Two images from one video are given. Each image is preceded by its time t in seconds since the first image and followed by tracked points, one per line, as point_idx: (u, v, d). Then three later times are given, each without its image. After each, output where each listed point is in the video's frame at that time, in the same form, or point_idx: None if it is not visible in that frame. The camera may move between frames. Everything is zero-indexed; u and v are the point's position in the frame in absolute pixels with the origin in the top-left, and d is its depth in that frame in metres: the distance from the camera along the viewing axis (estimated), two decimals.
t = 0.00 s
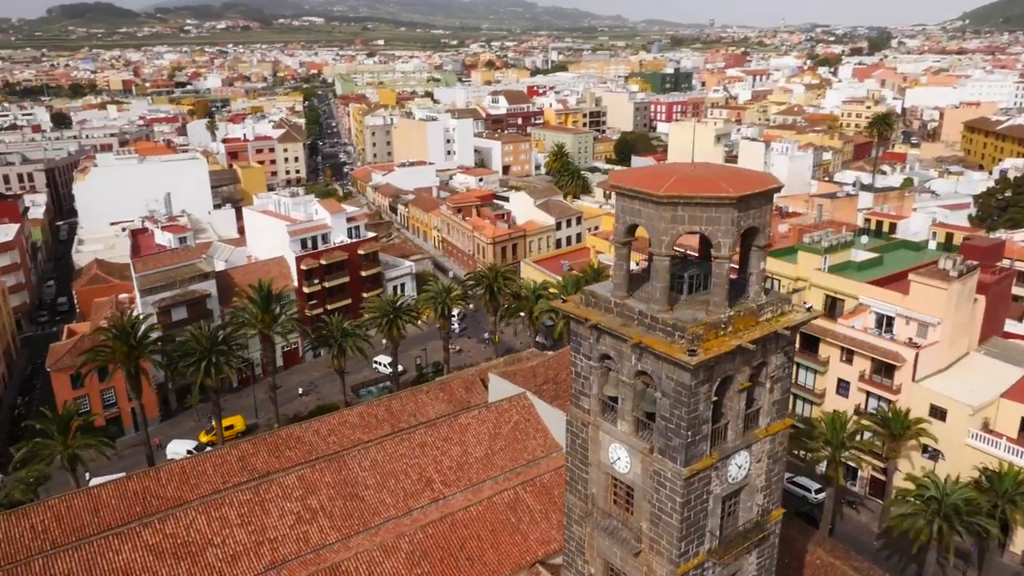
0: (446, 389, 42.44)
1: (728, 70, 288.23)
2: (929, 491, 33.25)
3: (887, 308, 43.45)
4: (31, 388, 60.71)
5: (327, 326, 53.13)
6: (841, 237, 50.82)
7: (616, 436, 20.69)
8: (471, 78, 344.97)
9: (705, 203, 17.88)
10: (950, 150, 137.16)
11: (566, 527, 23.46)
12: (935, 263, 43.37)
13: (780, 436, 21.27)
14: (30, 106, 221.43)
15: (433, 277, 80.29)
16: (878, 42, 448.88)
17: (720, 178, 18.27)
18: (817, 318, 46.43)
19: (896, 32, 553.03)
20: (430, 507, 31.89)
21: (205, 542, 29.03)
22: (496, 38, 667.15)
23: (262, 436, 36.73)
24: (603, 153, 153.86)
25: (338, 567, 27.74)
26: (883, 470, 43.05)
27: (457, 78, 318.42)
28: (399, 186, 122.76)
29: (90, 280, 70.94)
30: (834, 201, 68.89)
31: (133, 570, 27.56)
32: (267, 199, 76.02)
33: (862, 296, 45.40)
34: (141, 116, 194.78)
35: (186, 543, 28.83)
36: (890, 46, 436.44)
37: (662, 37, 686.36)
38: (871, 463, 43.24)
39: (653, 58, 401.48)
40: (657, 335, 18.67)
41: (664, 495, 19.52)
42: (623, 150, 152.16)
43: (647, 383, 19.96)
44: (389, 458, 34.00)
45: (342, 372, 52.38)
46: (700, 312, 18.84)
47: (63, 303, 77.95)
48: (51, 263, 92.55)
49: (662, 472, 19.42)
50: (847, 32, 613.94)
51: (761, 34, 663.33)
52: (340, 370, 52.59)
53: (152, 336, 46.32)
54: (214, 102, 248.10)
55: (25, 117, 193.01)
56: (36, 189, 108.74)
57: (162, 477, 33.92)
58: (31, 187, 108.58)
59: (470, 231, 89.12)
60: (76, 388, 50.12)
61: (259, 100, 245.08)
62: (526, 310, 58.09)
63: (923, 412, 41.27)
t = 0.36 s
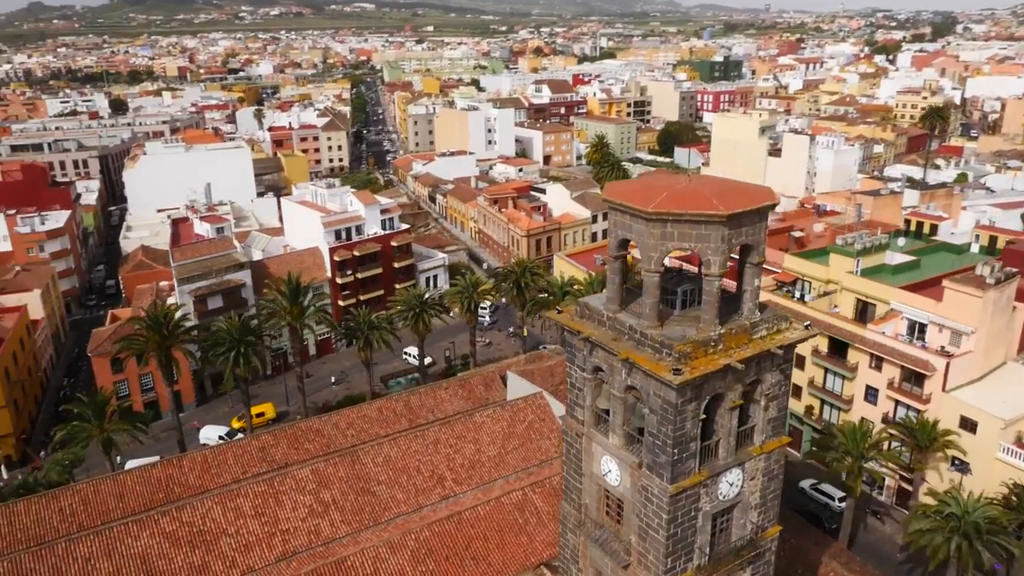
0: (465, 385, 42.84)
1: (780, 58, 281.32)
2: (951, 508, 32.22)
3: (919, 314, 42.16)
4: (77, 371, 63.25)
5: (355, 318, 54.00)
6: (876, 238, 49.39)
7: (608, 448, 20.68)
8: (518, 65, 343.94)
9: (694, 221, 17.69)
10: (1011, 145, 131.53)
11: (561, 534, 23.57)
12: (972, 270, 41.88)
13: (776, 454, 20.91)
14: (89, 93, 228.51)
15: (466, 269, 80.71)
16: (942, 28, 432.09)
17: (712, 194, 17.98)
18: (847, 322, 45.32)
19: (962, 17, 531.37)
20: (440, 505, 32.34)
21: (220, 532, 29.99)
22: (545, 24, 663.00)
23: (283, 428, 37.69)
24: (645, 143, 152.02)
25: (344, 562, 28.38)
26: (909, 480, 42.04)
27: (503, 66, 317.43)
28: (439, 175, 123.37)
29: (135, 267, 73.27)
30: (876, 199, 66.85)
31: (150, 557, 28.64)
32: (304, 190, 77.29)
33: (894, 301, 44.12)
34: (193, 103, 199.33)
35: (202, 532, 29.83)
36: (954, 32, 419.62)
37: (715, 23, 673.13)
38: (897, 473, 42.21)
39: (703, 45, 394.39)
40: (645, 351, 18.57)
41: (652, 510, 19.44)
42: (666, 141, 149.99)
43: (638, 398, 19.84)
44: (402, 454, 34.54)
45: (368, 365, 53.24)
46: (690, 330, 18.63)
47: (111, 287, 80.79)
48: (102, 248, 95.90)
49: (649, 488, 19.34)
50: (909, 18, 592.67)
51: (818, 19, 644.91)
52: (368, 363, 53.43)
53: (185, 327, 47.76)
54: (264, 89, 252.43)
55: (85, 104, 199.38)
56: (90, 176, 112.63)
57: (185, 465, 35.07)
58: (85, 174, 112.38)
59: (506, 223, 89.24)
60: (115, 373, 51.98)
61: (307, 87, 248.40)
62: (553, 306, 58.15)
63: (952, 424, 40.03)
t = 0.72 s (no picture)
0: (483, 382, 43.27)
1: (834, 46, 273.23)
2: (969, 526, 31.37)
3: (949, 322, 40.95)
4: (119, 354, 65.65)
5: (381, 311, 54.79)
6: (910, 242, 48.04)
7: (597, 460, 20.76)
8: (565, 52, 341.44)
9: (681, 239, 17.58)
10: None
11: (556, 540, 23.78)
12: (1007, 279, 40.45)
13: (768, 471, 20.67)
14: (145, 79, 234.95)
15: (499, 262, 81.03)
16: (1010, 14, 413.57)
17: (700, 211, 17.83)
18: (875, 328, 44.26)
19: None
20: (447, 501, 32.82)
21: (234, 521, 31.00)
22: (594, 11, 655.87)
23: (303, 419, 38.63)
24: (689, 134, 149.68)
25: (350, 555, 29.06)
26: (934, 492, 41.08)
27: (550, 53, 315.24)
28: (478, 166, 123.61)
29: (177, 253, 75.44)
30: (919, 199, 64.77)
31: (166, 543, 29.79)
32: (340, 181, 78.23)
33: (924, 308, 42.91)
34: (242, 90, 203.11)
35: (216, 521, 30.88)
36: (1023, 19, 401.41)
37: (769, 9, 656.73)
38: (922, 485, 41.14)
39: (755, 32, 385.31)
40: (631, 366, 18.57)
41: (636, 524, 19.50)
42: (709, 132, 147.41)
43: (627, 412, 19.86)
44: (414, 450, 35.11)
45: (393, 357, 54.00)
46: (677, 347, 18.52)
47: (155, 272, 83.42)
48: (149, 233, 98.96)
49: (634, 502, 19.38)
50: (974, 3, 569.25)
51: (878, 5, 624.09)
52: (393, 355, 54.15)
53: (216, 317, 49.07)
54: (312, 76, 255.83)
55: (140, 90, 204.89)
56: (140, 162, 116.11)
57: (206, 454, 36.26)
58: (135, 160, 115.86)
59: (540, 216, 89.12)
60: (152, 359, 53.83)
61: (354, 75, 250.73)
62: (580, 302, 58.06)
63: (980, 437, 38.84)
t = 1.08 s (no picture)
0: (500, 379, 43.73)
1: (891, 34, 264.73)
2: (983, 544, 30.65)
3: (979, 332, 39.56)
4: (158, 338, 67.97)
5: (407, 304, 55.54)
6: (944, 247, 46.68)
7: (585, 469, 20.95)
8: (611, 40, 338.12)
9: (663, 255, 17.59)
10: None
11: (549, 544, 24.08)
12: None
13: (757, 487, 20.60)
14: (197, 65, 240.47)
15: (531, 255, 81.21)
16: None
17: (685, 226, 17.80)
18: (903, 335, 43.22)
19: None
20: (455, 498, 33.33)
21: (248, 509, 32.05)
22: None
23: (321, 411, 39.54)
24: (732, 126, 147.16)
25: (356, 548, 29.82)
26: (957, 505, 40.12)
27: (596, 41, 312.56)
28: (516, 156, 123.69)
29: (218, 240, 77.49)
30: (963, 199, 62.69)
31: (182, 529, 30.99)
32: (375, 172, 79.58)
33: (954, 316, 41.73)
34: (289, 77, 206.45)
35: (231, 508, 31.96)
36: None
37: None
38: (945, 498, 40.17)
39: (809, 19, 375.49)
40: (615, 379, 18.66)
41: (619, 535, 19.66)
42: (753, 124, 144.70)
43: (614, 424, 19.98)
44: (426, 446, 35.71)
45: (417, 349, 54.76)
46: (661, 362, 18.56)
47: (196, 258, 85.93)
48: (193, 219, 101.86)
49: (617, 513, 19.53)
50: None
51: None
52: (417, 348, 54.87)
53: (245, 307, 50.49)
54: (358, 64, 258.46)
55: (191, 76, 209.78)
56: (187, 149, 119.30)
57: (227, 442, 37.43)
58: (182, 147, 119.07)
59: (574, 208, 88.93)
60: (187, 345, 55.69)
61: (400, 62, 252.43)
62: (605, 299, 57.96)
63: (1005, 452, 37.72)
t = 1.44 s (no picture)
0: (517, 375, 44.20)
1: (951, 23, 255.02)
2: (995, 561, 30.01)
3: (1007, 342, 37.94)
4: (196, 322, 70.17)
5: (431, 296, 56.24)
6: (978, 252, 45.20)
7: (572, 475, 21.27)
8: (659, 27, 333.39)
9: (644, 270, 17.72)
10: None
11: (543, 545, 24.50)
12: None
13: (743, 500, 20.66)
14: (247, 52, 245.37)
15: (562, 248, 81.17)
16: None
17: (667, 241, 17.88)
18: (929, 343, 42.18)
19: None
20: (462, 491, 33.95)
21: (262, 495, 33.21)
22: None
23: (339, 402, 40.54)
24: (777, 118, 144.15)
25: (362, 538, 30.69)
26: (978, 518, 39.24)
27: (643, 28, 308.32)
28: (554, 147, 123.38)
29: (256, 227, 79.33)
30: (1008, 200, 60.56)
31: (200, 512, 32.31)
32: (410, 163, 80.10)
33: (983, 324, 40.48)
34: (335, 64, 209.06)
35: (246, 494, 33.16)
36: None
37: None
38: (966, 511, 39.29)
39: (866, 6, 364.10)
40: (598, 389, 18.89)
41: (600, 542, 19.96)
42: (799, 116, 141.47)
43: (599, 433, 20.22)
44: (437, 440, 36.40)
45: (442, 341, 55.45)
46: (642, 375, 18.71)
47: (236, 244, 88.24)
48: (236, 204, 104.48)
49: (600, 520, 19.83)
50: None
51: None
52: (441, 340, 55.55)
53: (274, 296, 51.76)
54: (403, 51, 260.12)
55: (241, 62, 214.07)
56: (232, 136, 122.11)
57: (248, 428, 38.71)
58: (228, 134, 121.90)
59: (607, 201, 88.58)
60: (220, 330, 57.45)
61: (445, 49, 253.34)
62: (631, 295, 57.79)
63: None
